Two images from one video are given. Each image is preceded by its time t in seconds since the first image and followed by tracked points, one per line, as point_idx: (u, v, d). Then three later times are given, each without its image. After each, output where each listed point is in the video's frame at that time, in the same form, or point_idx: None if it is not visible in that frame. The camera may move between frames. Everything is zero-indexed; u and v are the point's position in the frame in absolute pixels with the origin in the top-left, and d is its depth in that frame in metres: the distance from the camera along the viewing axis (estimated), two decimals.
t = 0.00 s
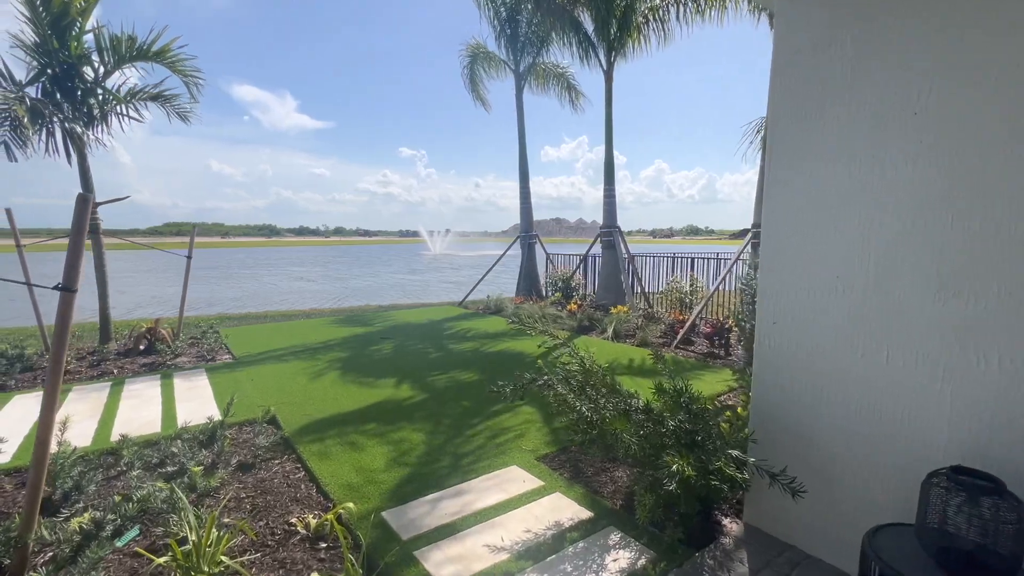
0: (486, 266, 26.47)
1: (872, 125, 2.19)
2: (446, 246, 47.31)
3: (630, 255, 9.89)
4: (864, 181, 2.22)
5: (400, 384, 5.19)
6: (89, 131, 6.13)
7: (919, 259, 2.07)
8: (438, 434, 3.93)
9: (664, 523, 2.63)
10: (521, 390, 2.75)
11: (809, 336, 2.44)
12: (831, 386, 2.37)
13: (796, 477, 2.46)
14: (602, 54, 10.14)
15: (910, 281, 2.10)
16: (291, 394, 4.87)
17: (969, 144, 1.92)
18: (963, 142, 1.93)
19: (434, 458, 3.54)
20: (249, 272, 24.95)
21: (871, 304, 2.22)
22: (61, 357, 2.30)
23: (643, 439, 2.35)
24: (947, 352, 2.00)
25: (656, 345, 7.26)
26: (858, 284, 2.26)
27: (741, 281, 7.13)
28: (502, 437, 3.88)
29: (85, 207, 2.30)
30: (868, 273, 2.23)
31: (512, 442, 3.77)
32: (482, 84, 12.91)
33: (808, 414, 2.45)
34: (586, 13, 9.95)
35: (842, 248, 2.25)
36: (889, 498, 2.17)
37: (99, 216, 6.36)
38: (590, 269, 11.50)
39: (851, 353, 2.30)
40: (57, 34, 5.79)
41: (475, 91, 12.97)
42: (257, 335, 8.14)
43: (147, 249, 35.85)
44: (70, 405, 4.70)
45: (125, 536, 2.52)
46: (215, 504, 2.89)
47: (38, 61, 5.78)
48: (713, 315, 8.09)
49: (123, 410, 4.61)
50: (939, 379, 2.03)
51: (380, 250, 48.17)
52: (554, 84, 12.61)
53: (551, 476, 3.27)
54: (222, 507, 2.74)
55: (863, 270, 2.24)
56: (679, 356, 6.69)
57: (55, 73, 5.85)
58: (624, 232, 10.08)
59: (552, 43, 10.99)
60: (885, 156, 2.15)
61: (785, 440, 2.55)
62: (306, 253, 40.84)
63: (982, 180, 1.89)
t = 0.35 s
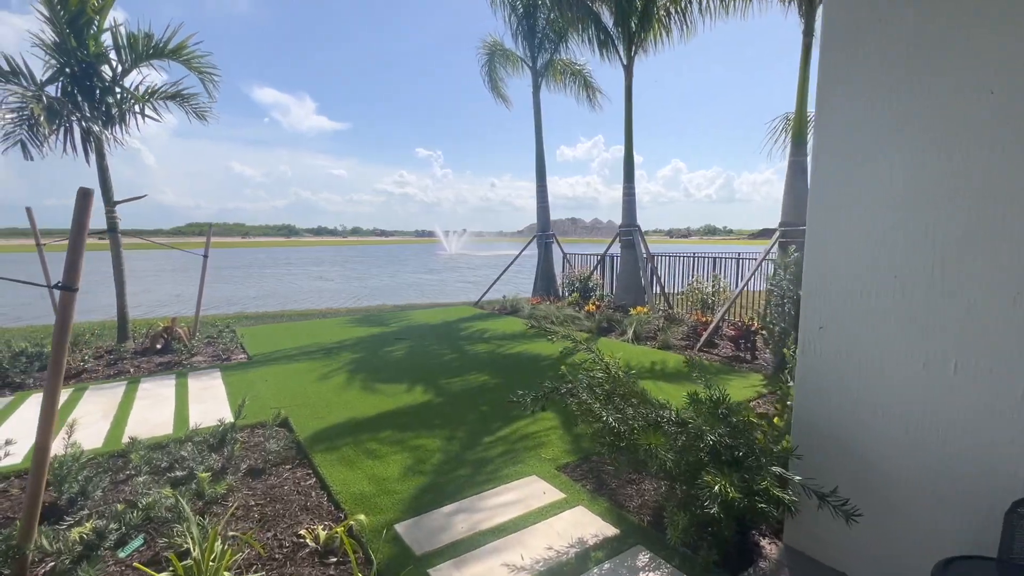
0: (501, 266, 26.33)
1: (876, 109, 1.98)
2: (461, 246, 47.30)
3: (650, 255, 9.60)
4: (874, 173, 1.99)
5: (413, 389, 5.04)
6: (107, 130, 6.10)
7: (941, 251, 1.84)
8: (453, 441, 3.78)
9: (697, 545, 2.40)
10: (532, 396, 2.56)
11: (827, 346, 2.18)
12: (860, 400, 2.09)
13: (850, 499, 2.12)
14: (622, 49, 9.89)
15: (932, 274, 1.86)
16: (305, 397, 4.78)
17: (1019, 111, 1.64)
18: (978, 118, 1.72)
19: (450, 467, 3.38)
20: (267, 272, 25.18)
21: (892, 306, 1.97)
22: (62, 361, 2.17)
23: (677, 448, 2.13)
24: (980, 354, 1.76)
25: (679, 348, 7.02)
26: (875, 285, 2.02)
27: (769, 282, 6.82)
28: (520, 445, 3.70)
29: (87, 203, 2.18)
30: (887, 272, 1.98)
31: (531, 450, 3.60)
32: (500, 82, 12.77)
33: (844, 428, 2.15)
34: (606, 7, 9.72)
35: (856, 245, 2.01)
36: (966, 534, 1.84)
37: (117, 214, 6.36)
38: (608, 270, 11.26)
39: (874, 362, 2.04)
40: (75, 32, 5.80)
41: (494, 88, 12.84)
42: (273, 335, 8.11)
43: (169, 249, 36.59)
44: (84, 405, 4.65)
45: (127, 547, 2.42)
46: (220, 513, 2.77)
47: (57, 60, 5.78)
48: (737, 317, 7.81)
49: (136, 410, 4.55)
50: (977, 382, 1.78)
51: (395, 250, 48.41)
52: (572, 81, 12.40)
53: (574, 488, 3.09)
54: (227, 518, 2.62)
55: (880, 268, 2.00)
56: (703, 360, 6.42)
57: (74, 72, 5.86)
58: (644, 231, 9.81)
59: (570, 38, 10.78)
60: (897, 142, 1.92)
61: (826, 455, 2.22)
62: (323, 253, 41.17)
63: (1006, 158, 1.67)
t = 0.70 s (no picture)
0: (518, 266, 26.12)
1: (872, 122, 1.92)
2: (478, 247, 47.23)
3: (672, 256, 9.18)
4: (870, 185, 1.91)
5: (429, 395, 4.88)
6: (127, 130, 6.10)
7: (968, 259, 1.68)
8: (469, 452, 3.61)
9: None
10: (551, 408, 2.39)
11: (864, 358, 1.98)
12: (880, 415, 1.94)
13: (923, 534, 1.84)
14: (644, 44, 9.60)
15: (941, 286, 1.75)
16: (321, 402, 4.68)
17: None
18: None
19: (470, 479, 3.23)
20: (288, 272, 25.43)
21: (941, 315, 1.75)
22: (63, 368, 2.08)
23: (719, 469, 1.91)
24: None
25: (704, 353, 6.75)
26: (898, 297, 1.86)
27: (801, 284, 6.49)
28: (544, 455, 3.53)
29: (89, 202, 2.08)
30: (894, 285, 1.88)
31: (552, 463, 3.41)
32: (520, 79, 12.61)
33: (873, 445, 1.97)
34: (628, 1, 9.45)
35: (864, 252, 1.90)
36: None
37: (136, 215, 6.36)
38: (628, 271, 11.01)
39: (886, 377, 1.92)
40: (96, 32, 5.80)
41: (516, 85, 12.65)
42: (290, 335, 8.07)
43: (192, 249, 37.32)
44: (101, 407, 4.62)
45: (133, 562, 2.31)
46: (230, 528, 2.65)
47: (79, 60, 5.81)
48: (766, 321, 7.50)
49: (151, 413, 4.50)
50: (999, 397, 1.63)
51: (413, 250, 48.59)
52: (592, 78, 12.16)
53: (600, 504, 2.90)
54: (236, 534, 2.49)
55: (886, 282, 1.90)
56: (732, 366, 6.12)
57: (95, 72, 5.87)
58: (665, 231, 9.45)
59: (591, 33, 10.54)
60: (894, 153, 1.85)
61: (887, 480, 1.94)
62: (341, 253, 41.49)
63: None
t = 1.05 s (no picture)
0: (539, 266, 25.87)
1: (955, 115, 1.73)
2: (499, 247, 47.13)
3: (701, 257, 8.86)
4: (949, 186, 1.72)
5: (447, 403, 4.70)
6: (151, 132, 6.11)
7: None
8: (489, 467, 3.41)
9: None
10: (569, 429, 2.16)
11: (942, 380, 1.76)
12: (945, 447, 1.76)
13: None
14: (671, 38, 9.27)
15: None
16: (338, 409, 4.56)
17: None
18: None
19: (490, 497, 3.04)
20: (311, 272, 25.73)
21: None
22: (65, 381, 1.96)
23: (778, 509, 1.64)
24: None
25: (735, 359, 6.43)
26: (985, 311, 1.64)
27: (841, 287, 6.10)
28: (569, 471, 3.32)
29: (93, 204, 1.98)
30: (980, 298, 1.66)
31: (577, 481, 3.19)
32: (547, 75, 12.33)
33: (940, 480, 1.77)
34: None
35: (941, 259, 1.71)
36: None
37: (159, 217, 6.38)
38: (653, 272, 10.68)
39: (949, 406, 1.75)
40: (121, 34, 5.82)
41: (545, 81, 12.40)
42: (310, 336, 8.03)
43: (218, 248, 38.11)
44: (121, 409, 4.59)
45: None
46: (239, 547, 2.51)
47: (104, 62, 5.84)
48: (801, 327, 7.13)
49: (169, 416, 4.44)
50: None
51: (434, 250, 48.76)
52: (616, 75, 11.86)
53: (632, 529, 2.67)
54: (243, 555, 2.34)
55: (969, 294, 1.68)
56: (766, 374, 5.78)
57: (120, 74, 5.89)
58: (693, 232, 9.12)
59: (616, 28, 10.24)
60: (980, 150, 1.65)
61: (970, 512, 1.70)
62: (363, 253, 41.88)
63: None
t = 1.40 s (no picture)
0: (558, 266, 25.62)
1: None
2: (518, 247, 46.82)
3: (727, 258, 8.53)
4: None
5: (465, 408, 4.56)
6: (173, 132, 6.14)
7: None
8: (507, 479, 3.25)
9: None
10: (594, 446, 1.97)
11: None
12: None
13: None
14: (697, 31, 8.97)
15: None
16: (354, 413, 4.46)
17: None
18: None
19: (508, 512, 2.88)
20: (332, 271, 25.99)
21: None
22: (65, 388, 1.88)
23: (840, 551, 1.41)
24: None
25: (765, 365, 6.13)
26: None
27: (881, 290, 5.76)
28: (591, 485, 3.14)
29: (94, 201, 1.88)
30: None
31: (601, 497, 3.00)
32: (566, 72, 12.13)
33: None
34: None
35: None
36: None
37: (180, 217, 6.40)
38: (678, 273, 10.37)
39: None
40: (143, 35, 5.84)
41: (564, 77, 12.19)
42: (329, 337, 8.00)
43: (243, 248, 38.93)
44: (139, 410, 4.57)
45: None
46: (248, 562, 2.41)
47: (128, 63, 5.88)
48: (836, 332, 6.78)
49: (186, 419, 4.40)
50: None
51: (453, 250, 48.94)
52: (639, 70, 11.56)
53: (662, 552, 2.47)
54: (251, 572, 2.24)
55: None
56: (799, 382, 5.47)
57: (143, 75, 5.92)
58: (720, 232, 8.79)
59: (639, 22, 9.97)
60: None
61: None
62: (383, 253, 42.19)
63: None
